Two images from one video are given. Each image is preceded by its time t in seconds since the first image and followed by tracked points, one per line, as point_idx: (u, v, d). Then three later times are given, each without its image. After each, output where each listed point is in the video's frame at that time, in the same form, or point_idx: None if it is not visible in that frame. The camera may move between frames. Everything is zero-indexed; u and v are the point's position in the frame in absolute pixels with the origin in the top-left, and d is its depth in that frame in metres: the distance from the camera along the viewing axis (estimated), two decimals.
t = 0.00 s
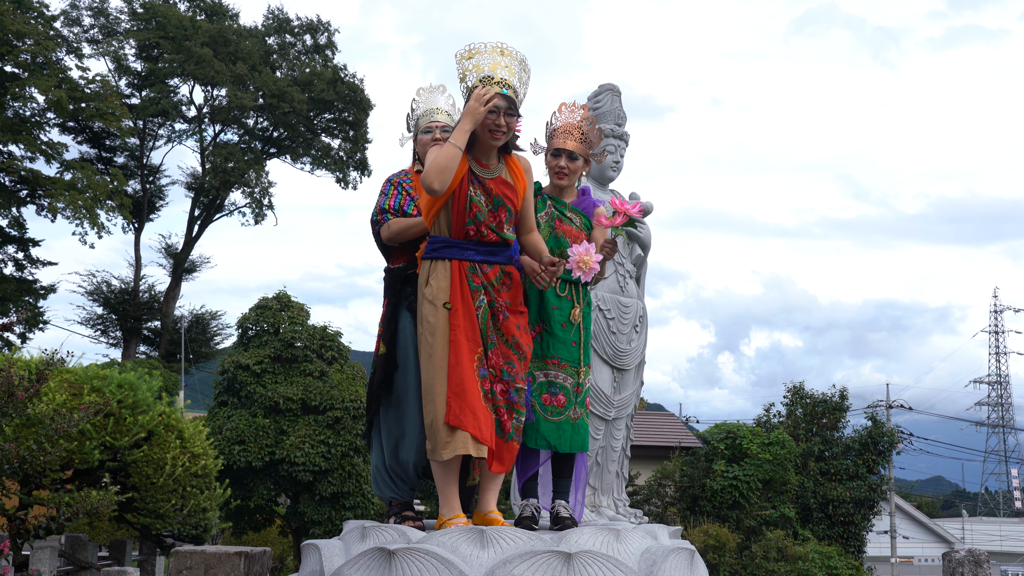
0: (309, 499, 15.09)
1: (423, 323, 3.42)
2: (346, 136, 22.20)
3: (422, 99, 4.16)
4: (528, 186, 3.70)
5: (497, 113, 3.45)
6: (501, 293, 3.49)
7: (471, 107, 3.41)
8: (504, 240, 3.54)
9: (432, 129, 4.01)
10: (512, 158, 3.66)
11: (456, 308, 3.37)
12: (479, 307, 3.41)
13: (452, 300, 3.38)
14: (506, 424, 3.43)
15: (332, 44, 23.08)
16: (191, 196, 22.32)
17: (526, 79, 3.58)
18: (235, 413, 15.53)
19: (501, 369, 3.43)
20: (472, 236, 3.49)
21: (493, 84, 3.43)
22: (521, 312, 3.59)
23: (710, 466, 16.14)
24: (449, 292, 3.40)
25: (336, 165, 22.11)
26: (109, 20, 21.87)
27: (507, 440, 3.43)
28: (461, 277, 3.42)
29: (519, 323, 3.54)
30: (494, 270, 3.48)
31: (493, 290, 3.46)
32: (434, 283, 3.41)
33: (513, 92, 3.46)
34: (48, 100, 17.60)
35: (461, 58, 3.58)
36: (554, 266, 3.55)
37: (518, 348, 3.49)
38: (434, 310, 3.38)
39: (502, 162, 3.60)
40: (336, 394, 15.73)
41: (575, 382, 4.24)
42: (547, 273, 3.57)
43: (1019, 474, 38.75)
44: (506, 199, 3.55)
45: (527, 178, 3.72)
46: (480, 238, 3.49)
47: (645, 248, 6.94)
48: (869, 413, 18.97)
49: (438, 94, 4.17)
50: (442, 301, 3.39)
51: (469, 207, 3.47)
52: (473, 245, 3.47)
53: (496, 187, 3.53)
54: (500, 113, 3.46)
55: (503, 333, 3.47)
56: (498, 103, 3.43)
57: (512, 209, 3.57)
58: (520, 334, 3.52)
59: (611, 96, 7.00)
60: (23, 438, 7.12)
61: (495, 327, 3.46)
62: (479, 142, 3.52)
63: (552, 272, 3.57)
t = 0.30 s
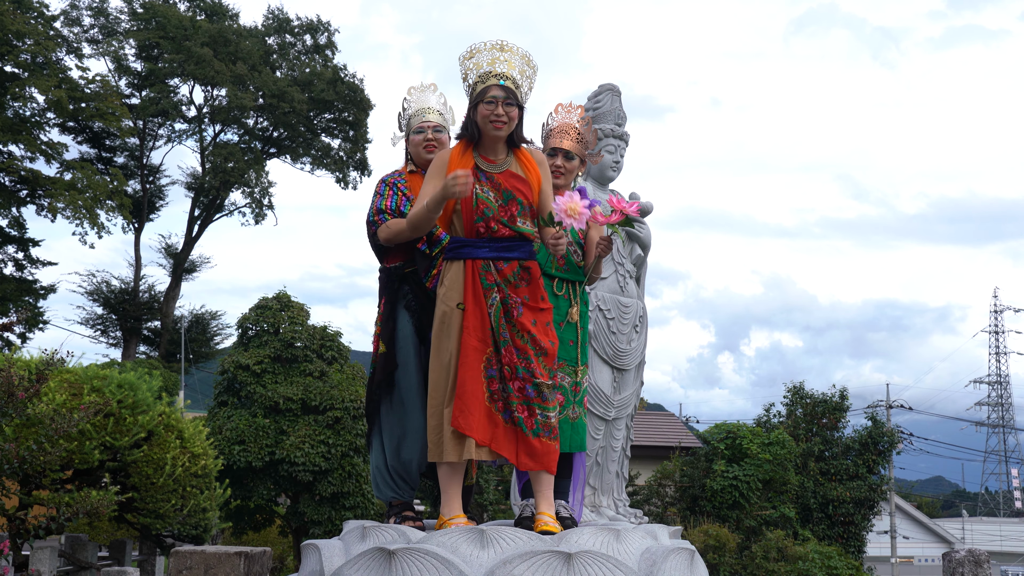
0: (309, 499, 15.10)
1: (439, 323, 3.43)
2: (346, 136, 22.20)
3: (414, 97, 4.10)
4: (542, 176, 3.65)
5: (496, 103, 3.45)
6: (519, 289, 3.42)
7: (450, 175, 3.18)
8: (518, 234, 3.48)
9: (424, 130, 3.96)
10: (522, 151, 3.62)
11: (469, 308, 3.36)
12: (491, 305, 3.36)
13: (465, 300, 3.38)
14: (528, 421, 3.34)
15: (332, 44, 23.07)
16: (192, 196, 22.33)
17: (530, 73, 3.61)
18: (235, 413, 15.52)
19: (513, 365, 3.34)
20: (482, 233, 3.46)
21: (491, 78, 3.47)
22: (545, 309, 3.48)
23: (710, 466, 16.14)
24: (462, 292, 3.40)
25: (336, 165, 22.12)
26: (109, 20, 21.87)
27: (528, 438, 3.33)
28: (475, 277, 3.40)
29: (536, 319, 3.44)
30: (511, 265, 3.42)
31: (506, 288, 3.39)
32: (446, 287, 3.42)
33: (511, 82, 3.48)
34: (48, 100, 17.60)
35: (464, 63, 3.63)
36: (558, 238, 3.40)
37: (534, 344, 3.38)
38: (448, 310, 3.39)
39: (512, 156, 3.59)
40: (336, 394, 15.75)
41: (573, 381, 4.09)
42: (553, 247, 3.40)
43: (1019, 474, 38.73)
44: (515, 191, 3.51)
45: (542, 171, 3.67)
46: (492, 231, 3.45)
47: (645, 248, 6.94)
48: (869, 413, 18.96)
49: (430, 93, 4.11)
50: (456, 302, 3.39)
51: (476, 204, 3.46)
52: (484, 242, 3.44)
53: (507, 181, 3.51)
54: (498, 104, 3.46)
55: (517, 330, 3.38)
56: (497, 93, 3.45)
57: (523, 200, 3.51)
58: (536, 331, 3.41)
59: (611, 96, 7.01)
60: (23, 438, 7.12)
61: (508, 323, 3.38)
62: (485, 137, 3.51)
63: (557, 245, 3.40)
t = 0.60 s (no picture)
0: (309, 499, 15.10)
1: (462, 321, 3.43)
2: (346, 136, 22.19)
3: (406, 98, 4.00)
4: (567, 173, 3.62)
5: (510, 100, 3.53)
6: (540, 286, 3.39)
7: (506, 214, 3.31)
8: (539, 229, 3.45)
9: (419, 130, 3.89)
10: (543, 148, 3.64)
11: (492, 305, 3.37)
12: (509, 302, 3.35)
13: (488, 297, 3.39)
14: (528, 420, 3.31)
15: (332, 45, 23.07)
16: (192, 196, 22.34)
17: (549, 70, 3.63)
18: (235, 413, 15.51)
19: (523, 364, 3.32)
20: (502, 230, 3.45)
21: (504, 76, 3.54)
22: (571, 308, 3.43)
23: (710, 466, 16.14)
24: (486, 290, 3.41)
25: (336, 165, 22.13)
26: (109, 20, 21.87)
27: (528, 438, 3.30)
28: (495, 275, 3.41)
29: (556, 317, 3.39)
30: (533, 262, 3.40)
31: (525, 285, 3.36)
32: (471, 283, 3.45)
33: (525, 79, 3.54)
34: (48, 100, 17.60)
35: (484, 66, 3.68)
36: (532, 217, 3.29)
37: (550, 343, 3.34)
38: (472, 307, 3.40)
39: (533, 154, 3.61)
40: (336, 394, 15.75)
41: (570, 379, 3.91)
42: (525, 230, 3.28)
43: (1019, 474, 38.68)
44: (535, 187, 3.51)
45: (566, 166, 3.64)
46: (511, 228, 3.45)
47: (645, 248, 6.93)
48: (869, 413, 18.95)
49: (424, 93, 4.00)
50: (479, 299, 3.39)
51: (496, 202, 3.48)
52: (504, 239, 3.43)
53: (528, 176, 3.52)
54: (511, 101, 3.53)
55: (531, 327, 3.35)
56: (510, 90, 3.52)
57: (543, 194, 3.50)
58: (554, 329, 3.36)
59: (611, 96, 7.02)
60: (23, 438, 7.12)
61: (522, 321, 3.36)
62: (505, 135, 3.59)
63: (531, 227, 3.27)
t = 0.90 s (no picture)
0: (309, 498, 15.10)
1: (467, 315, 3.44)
2: (346, 136, 22.19)
3: (401, 99, 4.03)
4: (567, 172, 3.62)
5: (512, 96, 3.54)
6: (537, 279, 3.39)
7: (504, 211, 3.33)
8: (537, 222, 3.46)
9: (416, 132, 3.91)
10: (544, 144, 3.65)
11: (493, 298, 3.38)
12: (506, 294, 3.35)
13: (489, 290, 3.40)
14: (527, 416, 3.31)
15: (332, 44, 23.06)
16: (192, 196, 22.35)
17: (551, 68, 3.64)
18: (235, 413, 15.51)
19: (519, 357, 3.31)
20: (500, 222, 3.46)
21: (507, 73, 3.56)
22: (568, 302, 3.42)
23: (710, 466, 16.14)
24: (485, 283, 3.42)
25: (336, 165, 22.13)
26: (109, 20, 21.86)
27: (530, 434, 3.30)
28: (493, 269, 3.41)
29: (552, 312, 3.39)
30: (529, 256, 3.39)
31: (520, 278, 3.37)
32: (471, 276, 3.47)
33: (527, 75, 3.56)
34: (48, 100, 17.60)
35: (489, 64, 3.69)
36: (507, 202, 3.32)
37: (545, 338, 3.33)
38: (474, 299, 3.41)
39: (534, 150, 3.62)
40: (336, 394, 15.75)
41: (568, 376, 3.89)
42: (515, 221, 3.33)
43: (1019, 474, 38.68)
44: (534, 181, 3.52)
45: (567, 165, 3.64)
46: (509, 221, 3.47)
47: (645, 248, 6.93)
48: (869, 413, 18.95)
49: (419, 93, 4.05)
50: (482, 292, 3.40)
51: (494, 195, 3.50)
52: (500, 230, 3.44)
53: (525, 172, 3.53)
54: (514, 96, 3.54)
55: (527, 322, 3.35)
56: (512, 86, 3.54)
57: (543, 188, 3.51)
58: (548, 324, 3.36)
59: (611, 96, 7.02)
60: (23, 438, 7.12)
61: (519, 315, 3.36)
62: (507, 131, 3.60)
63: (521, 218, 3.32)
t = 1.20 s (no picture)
0: (309, 498, 15.11)
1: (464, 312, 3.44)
2: (346, 136, 22.20)
3: (400, 97, 4.00)
4: (564, 171, 3.64)
5: (511, 94, 3.54)
6: (534, 276, 3.39)
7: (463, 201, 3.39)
8: (535, 218, 3.47)
9: (415, 133, 3.90)
10: (542, 143, 3.66)
11: (490, 295, 3.38)
12: (503, 290, 3.36)
13: (486, 286, 3.40)
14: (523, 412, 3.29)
15: (332, 44, 23.06)
16: (192, 196, 22.35)
17: (551, 67, 3.64)
18: (235, 413, 15.51)
19: (515, 352, 3.30)
20: (498, 217, 3.47)
21: (506, 71, 3.56)
22: (565, 299, 3.42)
23: (710, 466, 16.15)
24: (483, 280, 3.43)
25: (336, 165, 22.13)
26: (109, 20, 21.87)
27: (527, 432, 3.29)
28: (491, 266, 3.41)
29: (549, 309, 3.39)
30: (527, 252, 3.40)
31: (518, 275, 3.37)
32: (469, 275, 3.48)
33: (527, 74, 3.56)
34: (48, 100, 17.60)
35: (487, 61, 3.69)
36: (462, 194, 3.34)
37: (541, 334, 3.33)
38: (472, 296, 3.42)
39: (532, 148, 3.63)
40: (336, 394, 15.76)
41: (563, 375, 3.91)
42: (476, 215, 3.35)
43: (1020, 474, 38.64)
44: (533, 177, 3.52)
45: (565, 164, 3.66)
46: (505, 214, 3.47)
47: (645, 248, 6.92)
48: (869, 413, 18.94)
49: (417, 92, 4.03)
50: (480, 290, 3.41)
51: (492, 190, 3.50)
52: (498, 226, 3.45)
53: (525, 169, 3.53)
54: (513, 94, 3.55)
55: (523, 317, 3.34)
56: (512, 84, 3.55)
57: (542, 186, 3.51)
58: (545, 320, 3.35)
59: (611, 96, 7.02)
60: (23, 438, 7.12)
61: (515, 311, 3.35)
62: (505, 128, 3.61)
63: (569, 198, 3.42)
